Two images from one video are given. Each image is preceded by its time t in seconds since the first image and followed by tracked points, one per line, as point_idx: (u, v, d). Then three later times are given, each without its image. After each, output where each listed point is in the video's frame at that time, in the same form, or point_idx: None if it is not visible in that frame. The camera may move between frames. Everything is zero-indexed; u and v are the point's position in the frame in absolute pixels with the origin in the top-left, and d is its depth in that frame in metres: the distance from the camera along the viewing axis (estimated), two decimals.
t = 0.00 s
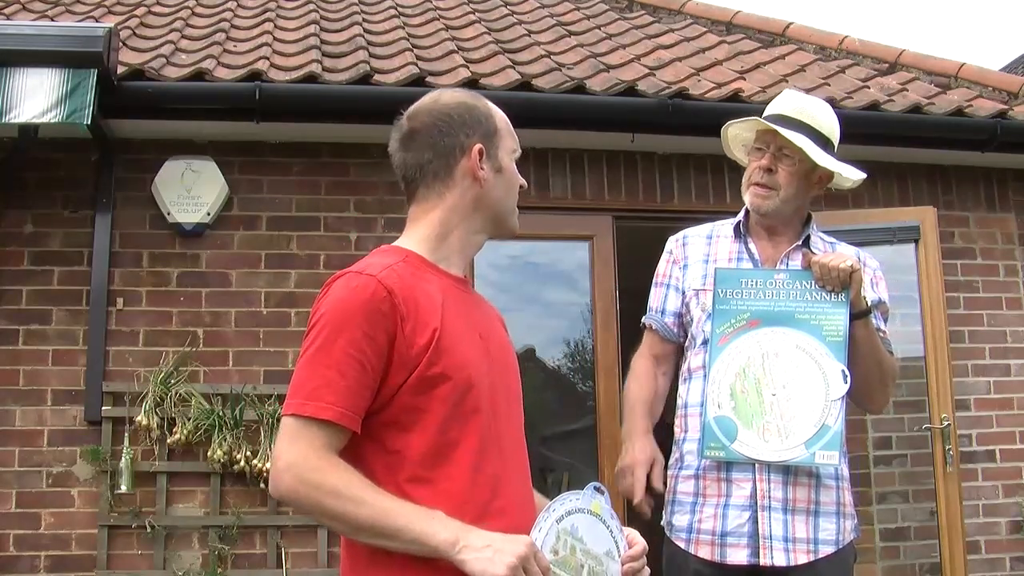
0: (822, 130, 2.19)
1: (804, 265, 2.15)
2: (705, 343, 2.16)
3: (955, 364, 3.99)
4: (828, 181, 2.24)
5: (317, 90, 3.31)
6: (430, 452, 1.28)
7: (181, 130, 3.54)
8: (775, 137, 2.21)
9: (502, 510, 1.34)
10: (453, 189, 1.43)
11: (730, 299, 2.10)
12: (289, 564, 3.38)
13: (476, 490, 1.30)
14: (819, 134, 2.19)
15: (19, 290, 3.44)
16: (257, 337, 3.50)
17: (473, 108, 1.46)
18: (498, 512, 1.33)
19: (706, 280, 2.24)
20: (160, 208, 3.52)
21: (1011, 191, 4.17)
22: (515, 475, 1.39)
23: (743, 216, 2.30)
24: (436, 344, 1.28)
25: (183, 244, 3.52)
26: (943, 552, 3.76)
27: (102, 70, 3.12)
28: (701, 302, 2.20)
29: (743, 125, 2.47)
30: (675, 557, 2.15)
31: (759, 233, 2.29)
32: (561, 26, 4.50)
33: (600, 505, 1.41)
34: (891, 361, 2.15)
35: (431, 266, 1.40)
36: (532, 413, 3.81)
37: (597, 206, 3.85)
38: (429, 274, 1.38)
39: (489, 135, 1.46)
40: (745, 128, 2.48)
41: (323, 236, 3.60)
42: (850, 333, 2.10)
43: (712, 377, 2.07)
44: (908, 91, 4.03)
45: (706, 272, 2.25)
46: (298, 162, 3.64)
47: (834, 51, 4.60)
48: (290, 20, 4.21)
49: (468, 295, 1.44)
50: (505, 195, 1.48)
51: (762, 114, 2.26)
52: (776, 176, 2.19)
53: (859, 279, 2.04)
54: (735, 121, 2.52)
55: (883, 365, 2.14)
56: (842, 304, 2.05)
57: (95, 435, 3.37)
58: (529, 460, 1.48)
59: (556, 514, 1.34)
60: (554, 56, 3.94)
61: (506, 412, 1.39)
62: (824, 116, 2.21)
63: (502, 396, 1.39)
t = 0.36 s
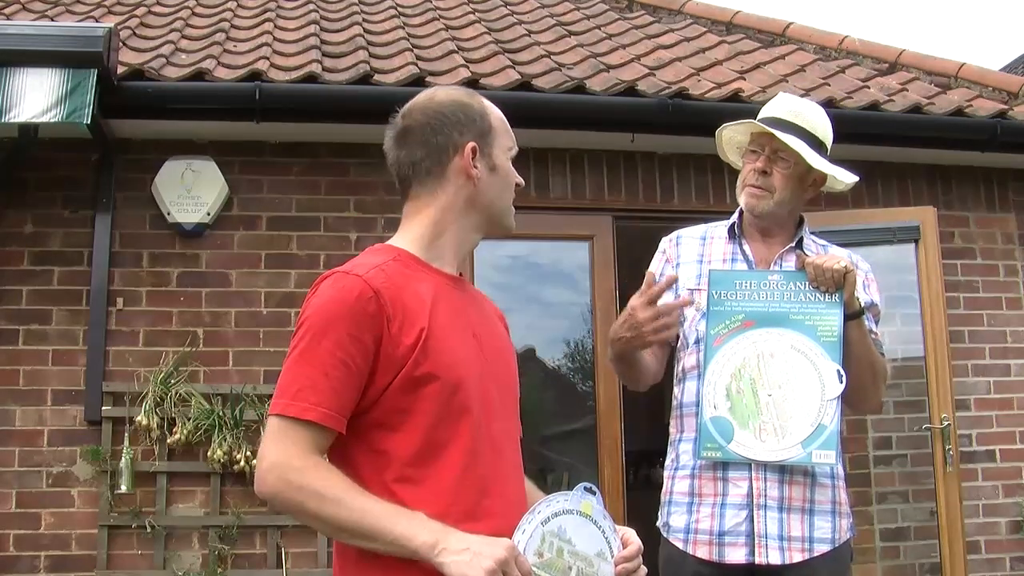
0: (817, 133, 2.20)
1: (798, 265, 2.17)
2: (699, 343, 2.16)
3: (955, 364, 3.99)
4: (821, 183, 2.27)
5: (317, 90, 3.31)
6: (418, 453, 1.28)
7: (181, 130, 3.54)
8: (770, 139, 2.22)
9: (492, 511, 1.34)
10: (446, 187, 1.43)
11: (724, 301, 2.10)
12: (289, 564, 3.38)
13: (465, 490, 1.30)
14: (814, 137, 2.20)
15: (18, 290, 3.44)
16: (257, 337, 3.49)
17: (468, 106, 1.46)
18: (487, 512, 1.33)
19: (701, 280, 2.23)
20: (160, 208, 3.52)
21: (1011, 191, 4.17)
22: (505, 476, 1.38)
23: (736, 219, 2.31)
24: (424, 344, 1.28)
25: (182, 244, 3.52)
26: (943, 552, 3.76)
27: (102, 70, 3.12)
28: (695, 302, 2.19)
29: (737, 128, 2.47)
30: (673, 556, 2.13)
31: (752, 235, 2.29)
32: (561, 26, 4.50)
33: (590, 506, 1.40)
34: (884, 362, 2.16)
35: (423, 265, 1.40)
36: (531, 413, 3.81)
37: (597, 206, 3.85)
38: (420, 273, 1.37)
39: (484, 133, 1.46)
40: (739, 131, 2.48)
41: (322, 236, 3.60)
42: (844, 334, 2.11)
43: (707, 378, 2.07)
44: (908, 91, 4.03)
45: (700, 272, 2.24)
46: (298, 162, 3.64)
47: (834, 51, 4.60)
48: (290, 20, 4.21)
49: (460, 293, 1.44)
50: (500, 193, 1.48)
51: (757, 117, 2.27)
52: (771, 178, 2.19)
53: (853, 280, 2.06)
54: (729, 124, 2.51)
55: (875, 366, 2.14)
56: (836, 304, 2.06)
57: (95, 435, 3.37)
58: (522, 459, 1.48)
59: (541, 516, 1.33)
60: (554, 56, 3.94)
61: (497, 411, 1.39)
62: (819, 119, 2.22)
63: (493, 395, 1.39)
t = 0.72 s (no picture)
0: (809, 135, 2.21)
1: (794, 266, 2.17)
2: (696, 345, 2.16)
3: (955, 364, 3.99)
4: (814, 186, 2.28)
5: (317, 89, 3.31)
6: (414, 452, 1.28)
7: (181, 131, 3.54)
8: (764, 142, 2.22)
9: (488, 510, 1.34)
10: (442, 186, 1.43)
11: (721, 302, 2.10)
12: (289, 564, 3.38)
13: (462, 490, 1.30)
14: (806, 139, 2.20)
15: (19, 290, 3.44)
16: (257, 337, 3.50)
17: (464, 105, 1.46)
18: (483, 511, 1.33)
19: (697, 282, 2.23)
20: (160, 208, 3.52)
21: (1011, 191, 4.16)
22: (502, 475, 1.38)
23: (731, 221, 2.30)
24: (421, 343, 1.28)
25: (182, 244, 3.52)
26: (942, 552, 3.76)
27: (102, 70, 3.12)
28: (692, 304, 2.19)
29: (729, 132, 2.46)
30: (671, 556, 2.13)
31: (748, 237, 2.28)
32: (561, 26, 4.50)
33: (586, 503, 1.40)
34: (879, 363, 2.16)
35: (420, 264, 1.40)
36: (531, 413, 3.81)
37: (597, 206, 3.85)
38: (417, 271, 1.37)
39: (480, 131, 1.46)
40: (733, 135, 2.47)
41: (322, 236, 3.60)
42: (840, 333, 2.12)
43: (705, 380, 2.07)
44: (908, 91, 4.03)
45: (697, 274, 2.24)
46: (298, 162, 3.64)
47: (834, 51, 4.60)
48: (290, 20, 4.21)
49: (457, 292, 1.44)
50: (496, 192, 1.47)
51: (750, 120, 2.27)
52: (766, 181, 2.19)
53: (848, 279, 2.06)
54: (723, 128, 2.51)
55: (871, 366, 2.14)
56: (831, 304, 2.06)
57: (95, 434, 3.38)
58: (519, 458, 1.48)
59: (536, 514, 1.32)
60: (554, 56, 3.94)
61: (493, 410, 1.39)
62: (812, 122, 2.22)
63: (490, 393, 1.39)
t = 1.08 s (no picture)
0: (808, 134, 2.21)
1: (795, 265, 2.17)
2: (698, 345, 2.17)
3: (955, 364, 3.99)
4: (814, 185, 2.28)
5: (317, 90, 3.31)
6: (413, 452, 1.28)
7: (181, 131, 3.54)
8: (764, 143, 2.22)
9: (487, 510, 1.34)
10: (442, 185, 1.43)
11: (722, 301, 2.10)
12: (289, 564, 3.38)
13: (461, 490, 1.30)
14: (805, 138, 2.20)
15: (19, 290, 3.44)
16: (257, 337, 3.50)
17: (465, 104, 1.46)
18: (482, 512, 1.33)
19: (698, 282, 2.23)
20: (160, 208, 3.52)
21: (1011, 191, 4.16)
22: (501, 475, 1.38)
23: (732, 222, 2.30)
24: (420, 343, 1.28)
25: (183, 244, 3.52)
26: (942, 552, 3.76)
27: (102, 70, 3.12)
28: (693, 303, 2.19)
29: (728, 133, 2.46)
30: (674, 556, 2.13)
31: (749, 238, 2.28)
32: (561, 26, 4.50)
33: (584, 502, 1.40)
34: (881, 362, 2.16)
35: (420, 263, 1.40)
36: (532, 413, 3.81)
37: (597, 206, 3.85)
38: (417, 271, 1.37)
39: (481, 130, 1.45)
40: (733, 136, 2.47)
41: (322, 236, 3.60)
42: (842, 333, 2.12)
43: (707, 380, 2.07)
44: (908, 91, 4.03)
45: (698, 275, 2.24)
46: (298, 162, 3.64)
47: (834, 51, 4.60)
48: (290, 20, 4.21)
49: (457, 291, 1.44)
50: (496, 191, 1.47)
51: (749, 121, 2.27)
52: (766, 181, 2.19)
53: (850, 278, 2.07)
54: (723, 128, 2.51)
55: (873, 366, 2.14)
56: (833, 303, 2.06)
57: (95, 434, 3.38)
58: (518, 458, 1.48)
59: (535, 514, 1.32)
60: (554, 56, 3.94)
61: (492, 410, 1.39)
62: (811, 123, 2.22)
63: (490, 393, 1.39)
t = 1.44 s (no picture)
0: (813, 135, 2.20)
1: (798, 265, 2.17)
2: (700, 344, 2.17)
3: (955, 364, 3.99)
4: (818, 185, 2.28)
5: (317, 90, 3.31)
6: (413, 452, 1.28)
7: (181, 130, 3.54)
8: (768, 141, 2.22)
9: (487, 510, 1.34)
10: (444, 184, 1.43)
11: (725, 300, 2.09)
12: (289, 564, 3.38)
13: (461, 490, 1.30)
14: (811, 139, 2.20)
15: (18, 290, 3.44)
16: (257, 338, 3.50)
17: (467, 103, 1.46)
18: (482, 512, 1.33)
19: (701, 281, 2.23)
20: (160, 208, 3.52)
21: (1011, 191, 4.17)
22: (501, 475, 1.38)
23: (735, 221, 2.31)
24: (420, 343, 1.28)
25: (182, 244, 3.52)
26: (942, 551, 3.76)
27: (102, 70, 3.12)
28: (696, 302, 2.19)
29: (733, 131, 2.46)
30: (674, 556, 2.13)
31: (752, 237, 2.29)
32: (561, 26, 4.50)
33: (584, 501, 1.40)
34: (882, 363, 2.16)
35: (420, 263, 1.40)
36: (531, 413, 3.81)
37: (597, 206, 3.85)
38: (416, 271, 1.37)
39: (484, 130, 1.45)
40: (737, 134, 2.47)
41: (322, 236, 3.60)
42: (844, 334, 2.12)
43: (709, 379, 2.07)
44: (908, 91, 4.03)
45: (701, 274, 2.24)
46: (298, 162, 3.64)
47: (834, 51, 4.60)
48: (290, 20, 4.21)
49: (457, 291, 1.43)
50: (499, 191, 1.47)
51: (754, 120, 2.27)
52: (770, 180, 2.19)
53: (853, 278, 2.06)
54: (727, 127, 2.51)
55: (874, 366, 2.15)
56: (836, 303, 2.06)
57: (95, 435, 3.37)
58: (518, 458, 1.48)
59: (534, 514, 1.32)
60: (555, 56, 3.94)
61: (492, 409, 1.39)
62: (816, 122, 2.22)
63: (490, 393, 1.39)
